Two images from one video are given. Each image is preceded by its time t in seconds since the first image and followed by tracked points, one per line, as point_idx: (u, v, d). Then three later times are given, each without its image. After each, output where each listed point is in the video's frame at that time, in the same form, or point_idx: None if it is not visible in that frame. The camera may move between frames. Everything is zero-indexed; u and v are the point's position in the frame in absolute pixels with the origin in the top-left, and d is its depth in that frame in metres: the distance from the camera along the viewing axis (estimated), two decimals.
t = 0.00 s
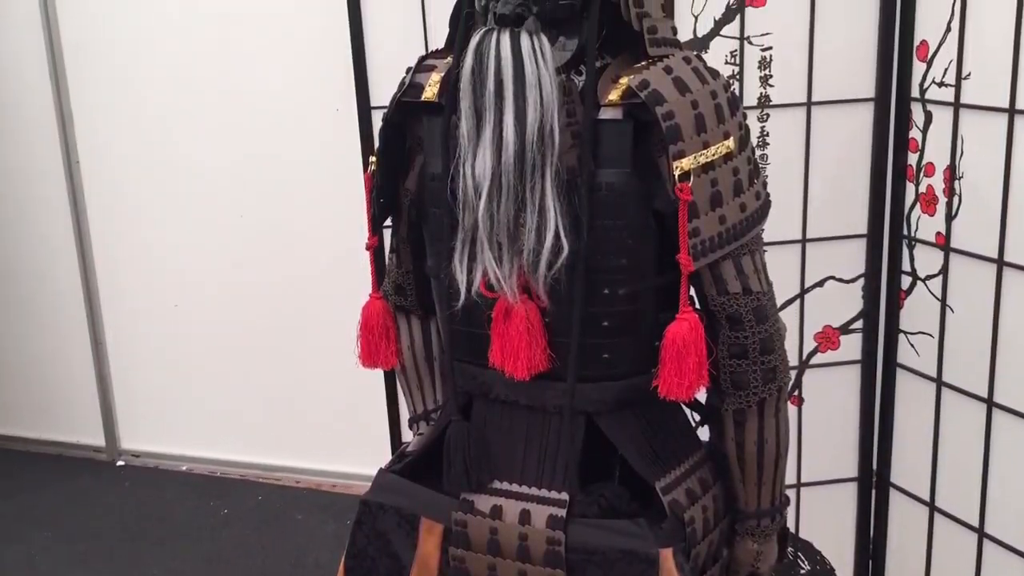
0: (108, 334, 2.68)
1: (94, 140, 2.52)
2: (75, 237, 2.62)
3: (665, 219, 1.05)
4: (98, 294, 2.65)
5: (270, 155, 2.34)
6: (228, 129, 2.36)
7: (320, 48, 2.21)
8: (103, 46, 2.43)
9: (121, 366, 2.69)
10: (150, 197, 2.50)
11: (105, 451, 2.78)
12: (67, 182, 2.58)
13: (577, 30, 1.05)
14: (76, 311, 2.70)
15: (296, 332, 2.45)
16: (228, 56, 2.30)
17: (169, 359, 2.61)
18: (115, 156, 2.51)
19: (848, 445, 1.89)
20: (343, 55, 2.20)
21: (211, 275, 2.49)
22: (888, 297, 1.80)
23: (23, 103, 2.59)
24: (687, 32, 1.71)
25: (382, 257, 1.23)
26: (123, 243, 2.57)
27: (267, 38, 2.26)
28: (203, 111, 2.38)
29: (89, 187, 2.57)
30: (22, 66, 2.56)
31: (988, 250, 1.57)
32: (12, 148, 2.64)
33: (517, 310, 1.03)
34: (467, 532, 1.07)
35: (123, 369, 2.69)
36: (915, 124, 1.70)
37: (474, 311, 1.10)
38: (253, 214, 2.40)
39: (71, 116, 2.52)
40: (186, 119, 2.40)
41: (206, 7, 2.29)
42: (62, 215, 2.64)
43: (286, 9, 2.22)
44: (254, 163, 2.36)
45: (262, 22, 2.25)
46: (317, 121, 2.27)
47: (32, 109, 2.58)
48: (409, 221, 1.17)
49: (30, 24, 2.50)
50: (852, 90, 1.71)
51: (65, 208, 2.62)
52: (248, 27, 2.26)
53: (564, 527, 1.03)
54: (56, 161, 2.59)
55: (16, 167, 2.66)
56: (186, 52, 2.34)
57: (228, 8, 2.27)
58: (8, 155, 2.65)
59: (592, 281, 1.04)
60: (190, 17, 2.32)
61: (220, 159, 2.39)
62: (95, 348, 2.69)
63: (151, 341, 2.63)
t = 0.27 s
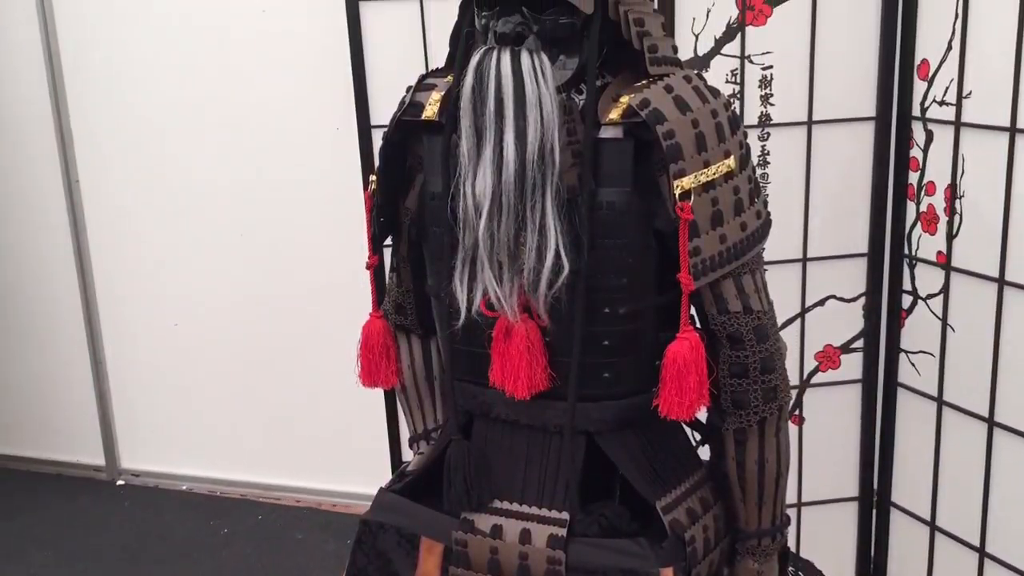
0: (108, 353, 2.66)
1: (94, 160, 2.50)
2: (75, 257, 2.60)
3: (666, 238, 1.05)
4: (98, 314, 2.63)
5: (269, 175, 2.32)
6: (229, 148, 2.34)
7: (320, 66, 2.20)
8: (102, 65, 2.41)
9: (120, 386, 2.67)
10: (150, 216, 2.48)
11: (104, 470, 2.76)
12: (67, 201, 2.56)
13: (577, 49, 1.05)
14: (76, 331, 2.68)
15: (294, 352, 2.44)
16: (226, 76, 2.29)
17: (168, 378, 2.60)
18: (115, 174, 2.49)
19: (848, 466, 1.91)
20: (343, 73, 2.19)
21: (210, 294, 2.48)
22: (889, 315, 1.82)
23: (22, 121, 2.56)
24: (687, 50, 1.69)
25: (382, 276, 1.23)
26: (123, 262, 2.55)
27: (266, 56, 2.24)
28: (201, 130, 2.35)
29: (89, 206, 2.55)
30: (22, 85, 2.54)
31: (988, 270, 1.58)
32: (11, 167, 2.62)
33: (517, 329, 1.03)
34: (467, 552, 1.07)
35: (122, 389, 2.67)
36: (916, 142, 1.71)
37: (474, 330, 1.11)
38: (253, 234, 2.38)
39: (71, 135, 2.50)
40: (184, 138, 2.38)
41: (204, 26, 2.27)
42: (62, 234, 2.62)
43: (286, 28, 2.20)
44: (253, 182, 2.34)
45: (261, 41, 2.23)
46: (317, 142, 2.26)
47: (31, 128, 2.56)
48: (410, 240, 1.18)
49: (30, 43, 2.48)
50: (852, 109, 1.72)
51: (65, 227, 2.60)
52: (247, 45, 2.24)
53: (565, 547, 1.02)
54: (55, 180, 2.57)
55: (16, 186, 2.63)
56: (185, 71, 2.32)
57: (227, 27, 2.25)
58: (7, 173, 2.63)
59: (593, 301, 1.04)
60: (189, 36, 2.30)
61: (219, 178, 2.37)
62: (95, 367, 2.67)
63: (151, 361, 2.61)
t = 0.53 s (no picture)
0: (108, 375, 2.60)
1: (94, 178, 2.44)
2: (75, 276, 2.54)
3: (666, 257, 1.05)
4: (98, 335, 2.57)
5: (270, 195, 2.27)
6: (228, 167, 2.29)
7: (320, 86, 2.14)
8: (102, 84, 2.34)
9: (120, 406, 2.62)
10: (150, 235, 2.42)
11: (104, 490, 2.70)
12: (67, 219, 2.50)
13: (577, 67, 1.05)
14: (76, 351, 2.62)
15: (295, 373, 2.39)
16: (227, 93, 2.23)
17: (169, 400, 2.55)
18: (114, 192, 2.43)
19: (848, 487, 1.91)
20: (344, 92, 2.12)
21: (211, 314, 2.43)
22: (889, 335, 1.83)
23: (20, 137, 2.50)
24: (688, 69, 1.70)
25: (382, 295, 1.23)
26: (122, 282, 2.50)
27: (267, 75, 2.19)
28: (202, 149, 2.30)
29: (89, 225, 2.49)
30: (20, 104, 2.47)
31: (990, 289, 1.59)
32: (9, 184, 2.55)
33: (517, 348, 1.03)
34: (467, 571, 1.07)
35: (122, 409, 2.62)
36: (917, 161, 1.72)
37: (474, 349, 1.11)
38: (253, 253, 2.33)
39: (70, 155, 2.44)
40: (185, 158, 2.32)
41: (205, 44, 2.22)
42: (62, 253, 2.56)
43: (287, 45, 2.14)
44: (254, 201, 2.29)
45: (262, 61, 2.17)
46: (315, 161, 2.20)
47: (29, 147, 2.49)
48: (410, 259, 1.18)
49: (29, 61, 2.41)
50: (853, 128, 1.73)
51: (65, 246, 2.54)
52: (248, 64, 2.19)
53: (565, 566, 1.02)
54: (55, 198, 2.50)
55: (15, 205, 2.57)
56: (185, 90, 2.27)
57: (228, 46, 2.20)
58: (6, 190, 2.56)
59: (593, 320, 1.04)
60: (189, 55, 2.24)
61: (218, 196, 2.32)
62: (95, 388, 2.62)
63: (151, 382, 2.55)
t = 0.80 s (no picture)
0: (108, 402, 2.47)
1: (93, 196, 2.31)
2: (75, 298, 2.41)
3: (667, 276, 1.05)
4: (98, 361, 2.44)
5: (272, 213, 2.14)
6: (229, 183, 2.16)
7: (320, 105, 2.03)
8: (101, 103, 2.22)
9: (119, 431, 2.48)
10: (152, 254, 2.29)
11: (103, 508, 2.55)
12: (66, 239, 2.37)
13: (578, 86, 1.06)
14: (76, 375, 2.49)
15: (296, 395, 2.25)
16: (227, 109, 2.11)
17: (169, 420, 2.41)
18: (114, 211, 2.30)
19: (848, 507, 1.91)
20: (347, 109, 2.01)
21: (211, 338, 2.29)
22: (889, 354, 1.84)
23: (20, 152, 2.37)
24: (689, 88, 1.69)
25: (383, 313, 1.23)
26: (122, 307, 2.37)
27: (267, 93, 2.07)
28: (201, 168, 2.18)
29: (89, 244, 2.36)
30: (19, 123, 2.35)
31: (992, 308, 1.60)
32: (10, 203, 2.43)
33: (518, 367, 1.03)
34: None
35: (122, 433, 2.47)
36: (918, 180, 1.73)
37: (475, 369, 1.11)
38: (254, 274, 2.20)
39: (71, 177, 2.31)
40: (184, 178, 2.20)
41: (205, 59, 2.10)
42: (62, 273, 2.42)
43: (289, 60, 2.03)
44: (253, 223, 2.17)
45: (260, 75, 2.06)
46: (314, 181, 2.09)
47: (28, 170, 2.37)
48: (410, 277, 1.19)
49: (28, 77, 2.29)
50: (854, 147, 1.74)
51: (65, 266, 2.40)
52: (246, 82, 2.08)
53: None
54: (55, 215, 2.37)
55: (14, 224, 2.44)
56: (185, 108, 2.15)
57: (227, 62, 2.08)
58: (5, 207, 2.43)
59: (595, 339, 1.04)
60: (189, 73, 2.12)
61: (218, 213, 2.20)
62: (95, 413, 2.47)
63: (150, 407, 2.42)
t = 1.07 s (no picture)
0: (107, 423, 2.43)
1: (94, 215, 2.28)
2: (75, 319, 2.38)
3: (668, 295, 1.06)
4: (97, 381, 2.40)
5: (271, 232, 2.13)
6: (228, 201, 2.14)
7: (321, 124, 2.01)
8: (101, 123, 2.20)
9: (121, 452, 2.44)
10: (149, 272, 2.27)
11: (103, 527, 2.51)
12: (66, 258, 2.34)
13: (578, 105, 1.07)
14: (76, 397, 2.45)
15: (296, 413, 2.23)
16: (226, 127, 2.09)
17: (169, 438, 2.37)
18: (114, 230, 2.27)
19: (849, 525, 1.91)
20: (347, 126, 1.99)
21: (211, 358, 2.27)
22: (890, 373, 1.84)
23: (20, 171, 2.34)
24: (689, 106, 1.70)
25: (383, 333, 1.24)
26: (122, 327, 2.34)
27: (267, 114, 2.05)
28: (201, 187, 2.16)
29: (88, 264, 2.33)
30: (20, 143, 2.32)
31: (993, 327, 1.60)
32: (11, 225, 2.40)
33: (518, 386, 1.04)
34: None
35: (123, 454, 2.44)
36: (919, 200, 1.74)
37: (475, 388, 1.11)
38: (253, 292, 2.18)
39: (71, 196, 2.28)
40: (184, 199, 2.18)
41: (205, 77, 2.08)
42: (62, 293, 2.39)
43: (289, 79, 2.01)
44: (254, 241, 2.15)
45: (259, 95, 2.04)
46: (314, 200, 2.07)
47: (28, 190, 2.34)
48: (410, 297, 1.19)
49: (29, 96, 2.26)
50: (855, 166, 1.74)
51: (66, 286, 2.38)
52: (246, 102, 2.06)
53: None
54: (55, 233, 2.35)
55: (13, 243, 2.41)
56: (186, 128, 2.12)
57: (227, 81, 2.06)
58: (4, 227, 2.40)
59: (595, 358, 1.04)
60: (189, 92, 2.10)
61: (218, 231, 2.17)
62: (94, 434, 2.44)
63: (149, 427, 2.39)
